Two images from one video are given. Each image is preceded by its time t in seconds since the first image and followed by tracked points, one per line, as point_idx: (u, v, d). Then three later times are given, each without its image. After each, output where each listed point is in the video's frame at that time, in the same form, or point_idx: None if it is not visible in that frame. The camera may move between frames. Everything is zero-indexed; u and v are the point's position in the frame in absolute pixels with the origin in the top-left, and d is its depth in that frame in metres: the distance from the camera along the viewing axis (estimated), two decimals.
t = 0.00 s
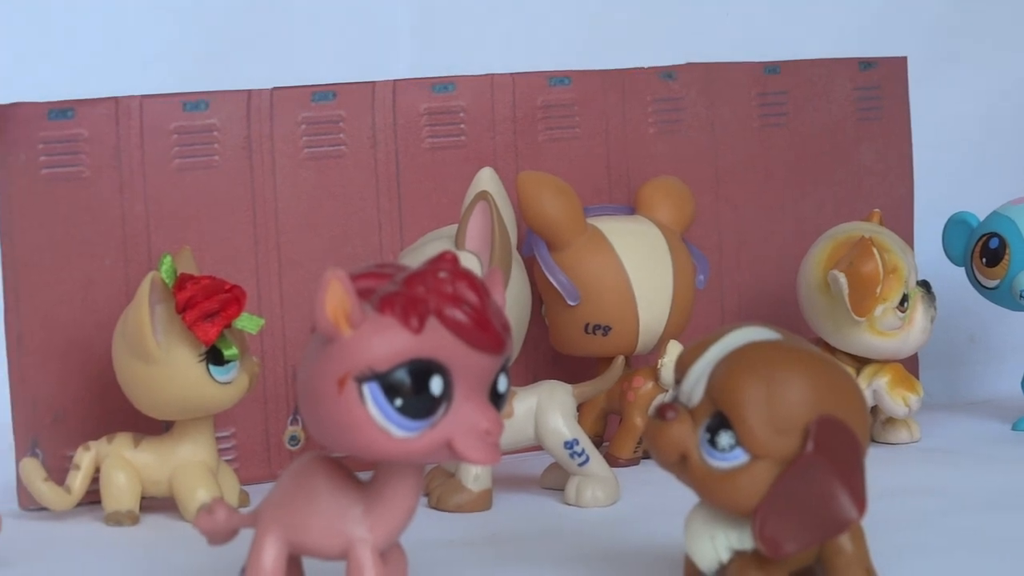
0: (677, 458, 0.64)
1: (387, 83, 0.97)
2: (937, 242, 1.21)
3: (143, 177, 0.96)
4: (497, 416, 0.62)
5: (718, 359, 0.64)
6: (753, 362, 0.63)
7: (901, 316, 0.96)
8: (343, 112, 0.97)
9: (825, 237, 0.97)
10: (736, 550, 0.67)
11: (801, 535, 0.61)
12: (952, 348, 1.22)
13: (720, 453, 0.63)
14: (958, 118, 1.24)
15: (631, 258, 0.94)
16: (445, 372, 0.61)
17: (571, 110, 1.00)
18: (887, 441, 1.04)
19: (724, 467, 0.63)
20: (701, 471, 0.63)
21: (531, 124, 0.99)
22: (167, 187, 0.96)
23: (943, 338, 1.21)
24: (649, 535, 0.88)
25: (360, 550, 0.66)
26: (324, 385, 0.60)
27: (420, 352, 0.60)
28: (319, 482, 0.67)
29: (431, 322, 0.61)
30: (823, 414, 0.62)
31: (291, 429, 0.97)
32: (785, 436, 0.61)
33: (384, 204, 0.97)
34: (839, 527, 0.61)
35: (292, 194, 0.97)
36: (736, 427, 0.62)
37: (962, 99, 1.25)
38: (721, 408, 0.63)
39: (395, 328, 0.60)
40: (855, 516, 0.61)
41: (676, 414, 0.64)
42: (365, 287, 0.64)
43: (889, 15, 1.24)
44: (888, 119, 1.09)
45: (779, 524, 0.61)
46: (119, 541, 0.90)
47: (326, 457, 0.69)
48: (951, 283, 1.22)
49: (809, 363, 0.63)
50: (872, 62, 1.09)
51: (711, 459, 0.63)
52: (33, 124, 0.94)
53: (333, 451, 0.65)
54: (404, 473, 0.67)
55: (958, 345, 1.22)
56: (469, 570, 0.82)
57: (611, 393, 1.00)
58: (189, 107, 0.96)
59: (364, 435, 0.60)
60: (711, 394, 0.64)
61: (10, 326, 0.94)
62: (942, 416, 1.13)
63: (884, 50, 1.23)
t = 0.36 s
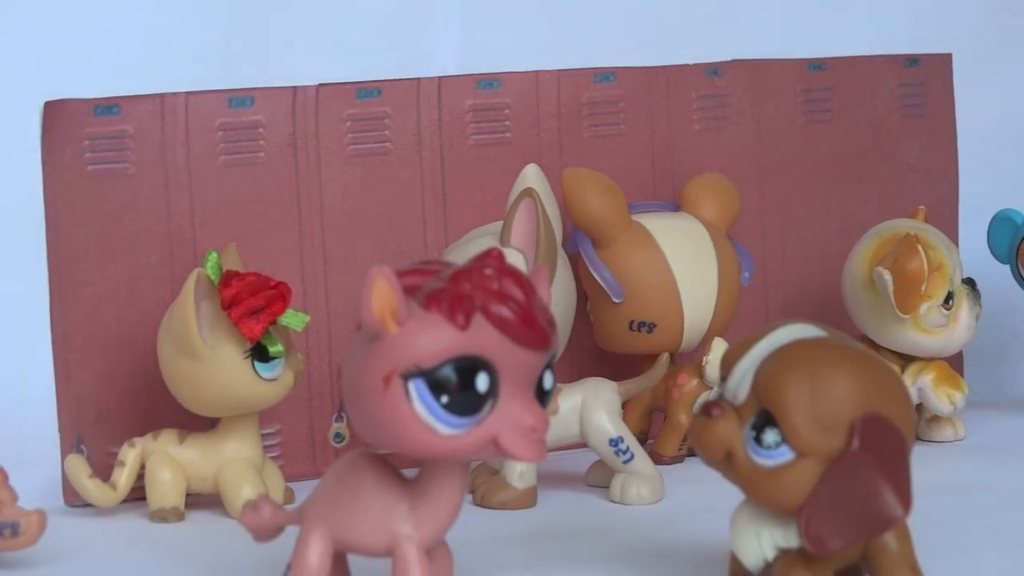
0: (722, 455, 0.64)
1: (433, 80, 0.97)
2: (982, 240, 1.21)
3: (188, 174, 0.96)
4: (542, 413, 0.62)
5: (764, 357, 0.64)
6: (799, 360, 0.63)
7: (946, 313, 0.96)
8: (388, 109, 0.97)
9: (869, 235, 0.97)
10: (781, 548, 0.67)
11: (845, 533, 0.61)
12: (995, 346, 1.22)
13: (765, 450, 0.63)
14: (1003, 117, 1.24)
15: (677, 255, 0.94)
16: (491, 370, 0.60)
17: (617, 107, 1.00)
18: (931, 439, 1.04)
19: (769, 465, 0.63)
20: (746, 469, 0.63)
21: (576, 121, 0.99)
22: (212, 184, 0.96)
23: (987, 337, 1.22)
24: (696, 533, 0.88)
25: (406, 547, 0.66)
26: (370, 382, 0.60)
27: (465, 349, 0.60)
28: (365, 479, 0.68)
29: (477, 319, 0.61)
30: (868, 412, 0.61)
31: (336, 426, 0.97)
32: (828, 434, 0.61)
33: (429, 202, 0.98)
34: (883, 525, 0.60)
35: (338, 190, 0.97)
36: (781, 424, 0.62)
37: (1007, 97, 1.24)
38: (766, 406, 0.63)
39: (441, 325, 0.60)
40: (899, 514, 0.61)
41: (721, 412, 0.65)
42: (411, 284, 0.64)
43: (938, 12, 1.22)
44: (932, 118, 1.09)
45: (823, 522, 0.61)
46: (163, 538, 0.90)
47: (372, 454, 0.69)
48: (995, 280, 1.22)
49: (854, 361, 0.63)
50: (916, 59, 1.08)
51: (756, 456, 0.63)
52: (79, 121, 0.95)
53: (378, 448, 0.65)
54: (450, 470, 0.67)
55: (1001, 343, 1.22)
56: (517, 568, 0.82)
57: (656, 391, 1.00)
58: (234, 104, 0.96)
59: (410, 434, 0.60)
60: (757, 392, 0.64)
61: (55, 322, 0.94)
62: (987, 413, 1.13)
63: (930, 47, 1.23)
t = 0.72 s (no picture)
0: (781, 453, 0.65)
1: (490, 78, 0.98)
2: None
3: (246, 171, 0.96)
4: (599, 411, 0.63)
5: (822, 356, 0.64)
6: (857, 358, 0.64)
7: (1003, 312, 0.96)
8: (444, 107, 0.97)
9: (926, 233, 0.97)
10: (840, 546, 0.67)
11: (905, 529, 0.61)
12: None
13: (823, 449, 0.63)
14: None
15: (732, 253, 0.94)
16: (549, 367, 0.62)
17: (674, 105, 1.01)
18: (987, 438, 1.04)
19: (828, 462, 0.63)
20: (804, 467, 0.64)
21: (634, 119, 1.00)
22: (270, 181, 0.96)
23: None
24: (753, 532, 0.88)
25: (464, 544, 0.66)
26: (429, 379, 0.62)
27: (524, 346, 0.61)
28: (425, 476, 0.69)
29: (535, 316, 0.62)
30: (926, 410, 0.62)
31: (392, 423, 0.98)
32: (886, 432, 0.61)
33: (486, 200, 0.98)
34: (942, 523, 0.61)
35: (396, 188, 0.97)
36: (839, 422, 0.63)
37: None
38: (825, 404, 0.64)
39: (500, 322, 0.62)
40: (958, 513, 0.61)
41: (779, 409, 0.65)
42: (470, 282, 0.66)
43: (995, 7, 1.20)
44: (988, 114, 1.10)
45: (882, 518, 0.61)
46: (220, 535, 0.90)
47: (432, 452, 0.70)
48: None
49: (912, 359, 0.63)
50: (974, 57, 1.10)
51: (814, 454, 0.64)
52: (138, 118, 0.95)
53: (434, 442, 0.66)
54: (510, 467, 0.68)
55: None
56: (578, 565, 0.82)
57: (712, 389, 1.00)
58: (292, 102, 0.96)
59: (468, 431, 0.62)
60: (815, 390, 0.65)
61: (115, 319, 0.94)
62: None
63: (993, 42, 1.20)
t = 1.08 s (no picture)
0: (846, 450, 0.63)
1: (553, 77, 0.98)
2: None
3: (311, 167, 0.96)
4: (666, 408, 0.61)
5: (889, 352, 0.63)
6: (923, 355, 0.62)
7: None
8: (508, 105, 0.98)
9: (990, 231, 0.97)
10: (906, 544, 0.66)
11: (971, 528, 0.59)
12: None
13: (889, 446, 0.61)
14: None
15: (796, 250, 0.94)
16: (615, 363, 0.60)
17: (736, 101, 1.01)
18: None
19: (894, 461, 0.61)
20: (871, 465, 0.62)
21: (698, 117, 1.01)
22: (335, 178, 0.96)
23: None
24: (822, 528, 0.88)
25: (530, 541, 0.65)
26: (496, 376, 0.60)
27: (591, 342, 0.60)
28: (489, 473, 0.67)
29: (602, 312, 0.61)
30: (995, 408, 0.60)
31: (457, 420, 0.98)
32: (953, 430, 0.59)
33: (550, 197, 0.98)
34: (1010, 522, 0.59)
35: (460, 185, 0.97)
36: (905, 420, 0.61)
37: None
38: (891, 402, 0.62)
39: (566, 319, 0.60)
40: None
41: (845, 407, 0.63)
42: (535, 279, 0.64)
43: None
44: None
45: (951, 518, 0.60)
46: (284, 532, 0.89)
47: (495, 448, 0.69)
48: None
49: (980, 355, 0.61)
50: None
51: (880, 452, 0.62)
52: (203, 116, 0.95)
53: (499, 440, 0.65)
54: (575, 463, 0.67)
55: None
56: (648, 561, 0.82)
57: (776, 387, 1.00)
58: (357, 99, 0.97)
59: (534, 427, 0.60)
60: (881, 387, 0.63)
61: (180, 315, 0.95)
62: None
63: None
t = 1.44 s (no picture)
0: (938, 448, 0.62)
1: (643, 74, 1.00)
2: None
3: (401, 160, 0.97)
4: (757, 404, 0.60)
5: (982, 349, 0.62)
6: (1016, 353, 0.61)
7: None
8: (598, 101, 0.99)
9: None
10: (997, 541, 0.64)
11: None
12: None
13: (982, 444, 0.61)
14: None
15: (887, 248, 0.94)
16: (707, 360, 0.60)
17: (827, 99, 1.04)
18: None
19: (986, 458, 0.61)
20: (963, 463, 0.62)
21: (788, 112, 1.03)
22: (426, 174, 0.97)
23: None
24: (921, 521, 0.87)
25: (621, 536, 0.64)
26: (588, 371, 0.60)
27: (682, 338, 0.59)
28: (579, 467, 0.66)
29: (694, 309, 0.60)
30: None
31: (546, 416, 0.98)
32: None
33: (639, 190, 1.00)
34: None
35: (552, 181, 0.99)
36: (998, 417, 0.60)
37: None
38: (983, 399, 0.61)
39: (658, 315, 0.60)
40: None
41: (937, 404, 0.63)
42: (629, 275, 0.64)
43: None
44: None
45: None
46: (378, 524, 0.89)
47: (586, 441, 0.68)
48: None
49: None
50: None
51: (973, 450, 0.61)
52: (294, 112, 0.96)
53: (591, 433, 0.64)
54: (666, 457, 0.65)
55: None
56: (751, 553, 0.82)
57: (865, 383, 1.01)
58: (447, 96, 0.97)
59: (626, 422, 0.60)
60: (973, 385, 0.62)
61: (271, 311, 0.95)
62: None
63: None
